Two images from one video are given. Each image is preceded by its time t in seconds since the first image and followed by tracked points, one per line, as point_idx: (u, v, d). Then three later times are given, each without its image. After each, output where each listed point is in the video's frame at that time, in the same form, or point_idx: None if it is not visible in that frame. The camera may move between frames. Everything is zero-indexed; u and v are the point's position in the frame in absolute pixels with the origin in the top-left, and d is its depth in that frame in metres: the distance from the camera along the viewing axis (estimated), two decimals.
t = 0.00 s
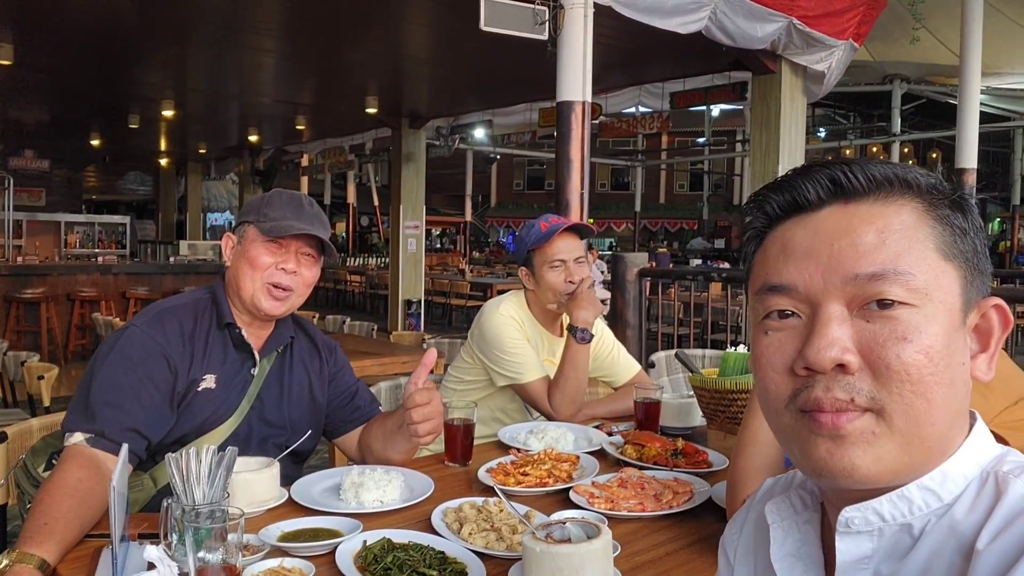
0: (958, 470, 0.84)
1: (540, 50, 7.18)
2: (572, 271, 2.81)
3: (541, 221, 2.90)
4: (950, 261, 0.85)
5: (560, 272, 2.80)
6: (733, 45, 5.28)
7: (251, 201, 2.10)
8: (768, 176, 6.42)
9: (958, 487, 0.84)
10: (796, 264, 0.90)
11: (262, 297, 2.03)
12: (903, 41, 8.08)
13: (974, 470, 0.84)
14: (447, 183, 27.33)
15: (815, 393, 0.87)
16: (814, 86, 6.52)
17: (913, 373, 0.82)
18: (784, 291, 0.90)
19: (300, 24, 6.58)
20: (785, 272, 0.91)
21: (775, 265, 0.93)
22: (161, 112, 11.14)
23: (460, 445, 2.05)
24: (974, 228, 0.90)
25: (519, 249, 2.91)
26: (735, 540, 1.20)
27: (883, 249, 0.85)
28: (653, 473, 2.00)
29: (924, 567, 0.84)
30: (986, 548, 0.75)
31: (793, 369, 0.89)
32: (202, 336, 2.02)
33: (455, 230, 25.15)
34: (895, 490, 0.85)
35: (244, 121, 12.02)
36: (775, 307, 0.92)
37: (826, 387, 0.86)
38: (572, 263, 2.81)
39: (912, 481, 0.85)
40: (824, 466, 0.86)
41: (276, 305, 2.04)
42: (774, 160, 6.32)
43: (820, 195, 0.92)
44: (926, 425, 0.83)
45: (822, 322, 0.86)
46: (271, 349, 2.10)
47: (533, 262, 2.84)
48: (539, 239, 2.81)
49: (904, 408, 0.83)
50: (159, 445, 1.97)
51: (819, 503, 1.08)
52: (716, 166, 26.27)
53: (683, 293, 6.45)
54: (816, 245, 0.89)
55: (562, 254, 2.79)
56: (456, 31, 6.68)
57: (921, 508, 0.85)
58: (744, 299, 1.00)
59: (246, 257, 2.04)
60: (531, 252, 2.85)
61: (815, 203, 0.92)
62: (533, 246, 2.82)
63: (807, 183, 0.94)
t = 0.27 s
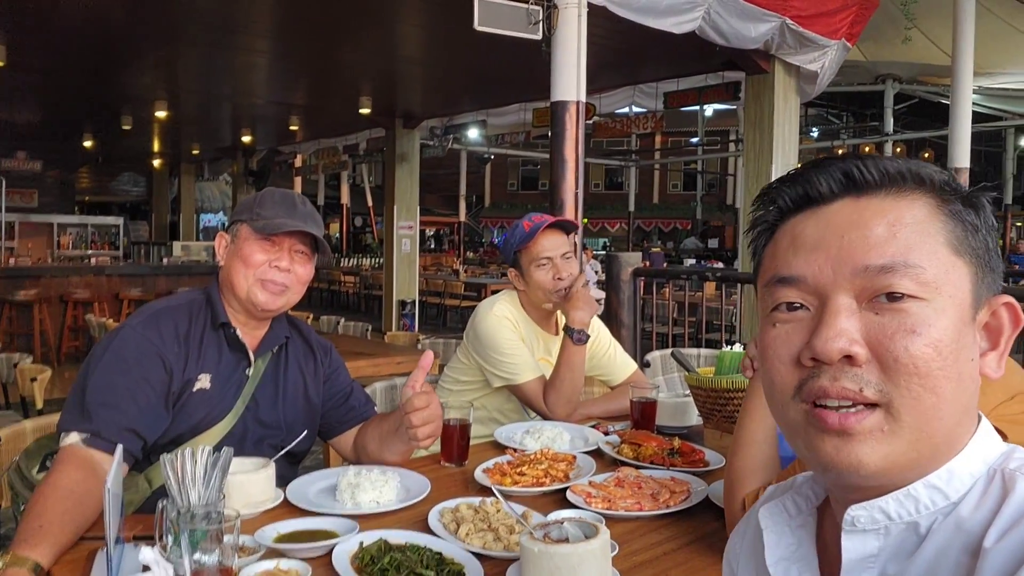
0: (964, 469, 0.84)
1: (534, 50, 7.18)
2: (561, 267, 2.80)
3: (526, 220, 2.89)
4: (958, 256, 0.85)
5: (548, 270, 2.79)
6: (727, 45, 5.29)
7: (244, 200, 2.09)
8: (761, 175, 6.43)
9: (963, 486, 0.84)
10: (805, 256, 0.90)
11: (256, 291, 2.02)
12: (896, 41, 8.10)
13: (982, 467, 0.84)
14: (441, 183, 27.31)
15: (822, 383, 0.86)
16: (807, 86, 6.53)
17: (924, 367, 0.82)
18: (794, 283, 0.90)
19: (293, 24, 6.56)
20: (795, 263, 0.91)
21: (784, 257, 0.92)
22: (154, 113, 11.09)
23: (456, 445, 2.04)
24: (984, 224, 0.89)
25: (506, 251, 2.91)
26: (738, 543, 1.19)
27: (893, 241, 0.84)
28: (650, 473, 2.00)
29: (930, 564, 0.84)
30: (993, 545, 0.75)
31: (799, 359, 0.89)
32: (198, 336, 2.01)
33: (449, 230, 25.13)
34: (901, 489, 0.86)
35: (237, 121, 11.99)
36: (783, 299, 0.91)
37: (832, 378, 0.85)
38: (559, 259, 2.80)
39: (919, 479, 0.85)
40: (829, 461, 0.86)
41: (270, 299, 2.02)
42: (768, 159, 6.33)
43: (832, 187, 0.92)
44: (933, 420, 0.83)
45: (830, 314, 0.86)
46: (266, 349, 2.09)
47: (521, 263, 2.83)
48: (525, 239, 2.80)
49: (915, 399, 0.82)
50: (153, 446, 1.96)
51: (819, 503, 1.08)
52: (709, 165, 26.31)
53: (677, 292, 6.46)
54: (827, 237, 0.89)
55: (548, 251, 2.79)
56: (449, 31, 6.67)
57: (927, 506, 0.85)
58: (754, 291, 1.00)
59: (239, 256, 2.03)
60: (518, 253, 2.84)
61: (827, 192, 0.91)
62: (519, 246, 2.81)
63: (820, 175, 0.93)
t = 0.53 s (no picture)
0: (965, 464, 0.84)
1: (525, 50, 7.16)
2: (559, 269, 2.80)
3: (525, 221, 2.89)
4: (946, 244, 0.83)
5: (546, 271, 2.79)
6: (717, 45, 5.30)
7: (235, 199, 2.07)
8: (752, 175, 6.44)
9: (964, 482, 0.83)
10: (792, 249, 0.90)
11: (247, 289, 2.00)
12: (884, 41, 8.14)
13: (984, 463, 0.84)
14: (431, 184, 27.25)
15: (796, 376, 0.86)
16: (797, 86, 6.55)
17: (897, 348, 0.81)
18: (783, 276, 0.91)
19: (281, 24, 6.51)
20: (784, 255, 0.91)
21: (777, 250, 0.93)
22: (142, 114, 11.00)
23: (450, 446, 2.04)
24: (985, 216, 0.86)
25: (505, 250, 2.90)
26: (741, 541, 1.18)
27: (875, 229, 0.84)
28: (646, 471, 2.00)
29: (932, 561, 0.84)
30: (996, 542, 0.75)
31: (779, 352, 0.89)
32: (190, 336, 2.00)
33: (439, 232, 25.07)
34: (901, 484, 0.85)
35: (226, 123, 11.92)
36: (774, 292, 0.92)
37: (806, 370, 0.85)
38: (558, 261, 2.80)
39: (919, 474, 0.85)
40: (804, 454, 0.86)
41: (263, 298, 2.01)
42: (758, 159, 6.35)
43: (824, 182, 0.93)
44: (904, 402, 0.81)
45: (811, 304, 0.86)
46: (258, 350, 2.08)
47: (519, 263, 2.83)
48: (524, 239, 2.79)
49: (889, 383, 0.81)
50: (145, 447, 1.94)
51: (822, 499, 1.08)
52: (699, 166, 26.38)
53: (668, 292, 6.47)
54: (813, 229, 0.89)
55: (547, 252, 2.78)
56: (439, 31, 6.64)
57: (927, 502, 0.84)
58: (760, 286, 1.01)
59: (230, 255, 2.02)
60: (516, 253, 2.83)
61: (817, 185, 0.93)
62: (518, 245, 2.81)
63: (814, 170, 0.94)
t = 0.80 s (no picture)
0: (952, 459, 0.77)
1: (513, 52, 7.17)
2: (555, 270, 2.80)
3: (522, 222, 2.89)
4: (886, 231, 0.77)
5: (542, 273, 2.79)
6: (703, 47, 5.32)
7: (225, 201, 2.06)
8: (737, 175, 6.48)
9: (949, 479, 0.77)
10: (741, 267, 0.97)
11: (237, 291, 1.99)
12: (867, 43, 8.23)
13: (973, 459, 0.77)
14: (418, 186, 27.23)
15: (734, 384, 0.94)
16: (782, 88, 6.60)
17: (823, 352, 0.78)
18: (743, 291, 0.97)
19: (269, 26, 6.50)
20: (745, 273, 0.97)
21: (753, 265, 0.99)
22: (127, 117, 10.92)
23: (442, 447, 2.03)
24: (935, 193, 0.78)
25: (499, 251, 2.90)
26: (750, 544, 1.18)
27: (774, 236, 0.85)
28: (637, 471, 2.00)
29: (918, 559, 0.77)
30: (979, 543, 0.70)
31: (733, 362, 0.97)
32: (179, 339, 1.98)
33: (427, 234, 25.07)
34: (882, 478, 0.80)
35: (212, 125, 11.86)
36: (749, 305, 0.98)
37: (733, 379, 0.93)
38: (554, 263, 2.80)
39: (900, 469, 0.79)
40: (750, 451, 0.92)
41: (252, 300, 2.00)
42: (744, 160, 6.39)
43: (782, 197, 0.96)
44: (840, 402, 0.78)
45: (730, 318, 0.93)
46: (248, 352, 2.07)
47: (515, 264, 2.82)
48: (521, 240, 2.80)
49: (818, 386, 0.79)
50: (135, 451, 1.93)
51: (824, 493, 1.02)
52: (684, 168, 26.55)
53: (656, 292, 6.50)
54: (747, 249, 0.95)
55: (543, 254, 2.79)
56: (426, 33, 6.65)
57: (909, 496, 0.78)
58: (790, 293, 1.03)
59: (220, 256, 2.01)
60: (511, 253, 2.83)
61: (766, 179, 0.91)
62: (514, 246, 2.81)
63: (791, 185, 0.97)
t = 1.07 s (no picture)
0: (979, 445, 0.75)
1: (498, 54, 7.15)
2: (546, 268, 2.79)
3: (513, 220, 2.89)
4: (839, 230, 0.78)
5: (534, 271, 2.78)
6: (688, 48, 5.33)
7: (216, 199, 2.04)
8: (722, 175, 6.49)
9: (976, 464, 0.76)
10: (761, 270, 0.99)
11: (229, 290, 1.97)
12: (849, 45, 8.28)
13: (1002, 445, 0.75)
14: (403, 190, 27.13)
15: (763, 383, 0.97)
16: (766, 88, 6.63)
17: (802, 349, 0.80)
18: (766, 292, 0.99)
19: (251, 28, 6.44)
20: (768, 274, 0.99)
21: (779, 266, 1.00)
22: (108, 120, 10.80)
23: (437, 447, 2.02)
24: (916, 178, 0.76)
25: (490, 249, 2.90)
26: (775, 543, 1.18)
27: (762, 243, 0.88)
28: (633, 468, 1.99)
29: (947, 545, 0.77)
30: (1007, 530, 0.69)
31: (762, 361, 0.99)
32: (170, 337, 1.95)
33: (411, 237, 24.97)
34: (906, 464, 0.79)
35: (194, 128, 11.75)
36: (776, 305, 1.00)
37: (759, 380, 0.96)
38: (545, 261, 2.80)
39: (926, 455, 0.78)
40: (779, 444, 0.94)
41: (244, 299, 1.97)
42: (729, 160, 6.41)
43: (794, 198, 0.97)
44: (824, 397, 0.80)
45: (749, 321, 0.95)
46: (239, 351, 2.04)
47: (506, 262, 2.82)
48: (512, 238, 2.79)
49: (803, 383, 0.81)
50: (126, 452, 1.90)
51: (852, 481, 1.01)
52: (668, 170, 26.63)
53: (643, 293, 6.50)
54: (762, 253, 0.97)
55: (534, 252, 2.78)
56: (410, 35, 6.61)
57: (936, 482, 0.78)
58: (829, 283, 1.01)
59: (211, 254, 1.98)
60: (502, 251, 2.83)
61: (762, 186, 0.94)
62: (505, 244, 2.81)
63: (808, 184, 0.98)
